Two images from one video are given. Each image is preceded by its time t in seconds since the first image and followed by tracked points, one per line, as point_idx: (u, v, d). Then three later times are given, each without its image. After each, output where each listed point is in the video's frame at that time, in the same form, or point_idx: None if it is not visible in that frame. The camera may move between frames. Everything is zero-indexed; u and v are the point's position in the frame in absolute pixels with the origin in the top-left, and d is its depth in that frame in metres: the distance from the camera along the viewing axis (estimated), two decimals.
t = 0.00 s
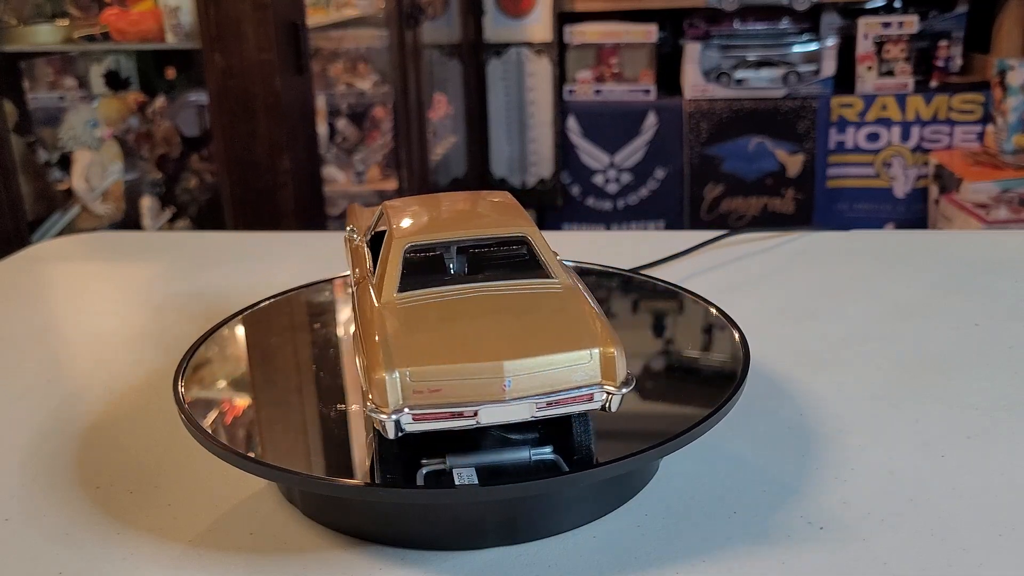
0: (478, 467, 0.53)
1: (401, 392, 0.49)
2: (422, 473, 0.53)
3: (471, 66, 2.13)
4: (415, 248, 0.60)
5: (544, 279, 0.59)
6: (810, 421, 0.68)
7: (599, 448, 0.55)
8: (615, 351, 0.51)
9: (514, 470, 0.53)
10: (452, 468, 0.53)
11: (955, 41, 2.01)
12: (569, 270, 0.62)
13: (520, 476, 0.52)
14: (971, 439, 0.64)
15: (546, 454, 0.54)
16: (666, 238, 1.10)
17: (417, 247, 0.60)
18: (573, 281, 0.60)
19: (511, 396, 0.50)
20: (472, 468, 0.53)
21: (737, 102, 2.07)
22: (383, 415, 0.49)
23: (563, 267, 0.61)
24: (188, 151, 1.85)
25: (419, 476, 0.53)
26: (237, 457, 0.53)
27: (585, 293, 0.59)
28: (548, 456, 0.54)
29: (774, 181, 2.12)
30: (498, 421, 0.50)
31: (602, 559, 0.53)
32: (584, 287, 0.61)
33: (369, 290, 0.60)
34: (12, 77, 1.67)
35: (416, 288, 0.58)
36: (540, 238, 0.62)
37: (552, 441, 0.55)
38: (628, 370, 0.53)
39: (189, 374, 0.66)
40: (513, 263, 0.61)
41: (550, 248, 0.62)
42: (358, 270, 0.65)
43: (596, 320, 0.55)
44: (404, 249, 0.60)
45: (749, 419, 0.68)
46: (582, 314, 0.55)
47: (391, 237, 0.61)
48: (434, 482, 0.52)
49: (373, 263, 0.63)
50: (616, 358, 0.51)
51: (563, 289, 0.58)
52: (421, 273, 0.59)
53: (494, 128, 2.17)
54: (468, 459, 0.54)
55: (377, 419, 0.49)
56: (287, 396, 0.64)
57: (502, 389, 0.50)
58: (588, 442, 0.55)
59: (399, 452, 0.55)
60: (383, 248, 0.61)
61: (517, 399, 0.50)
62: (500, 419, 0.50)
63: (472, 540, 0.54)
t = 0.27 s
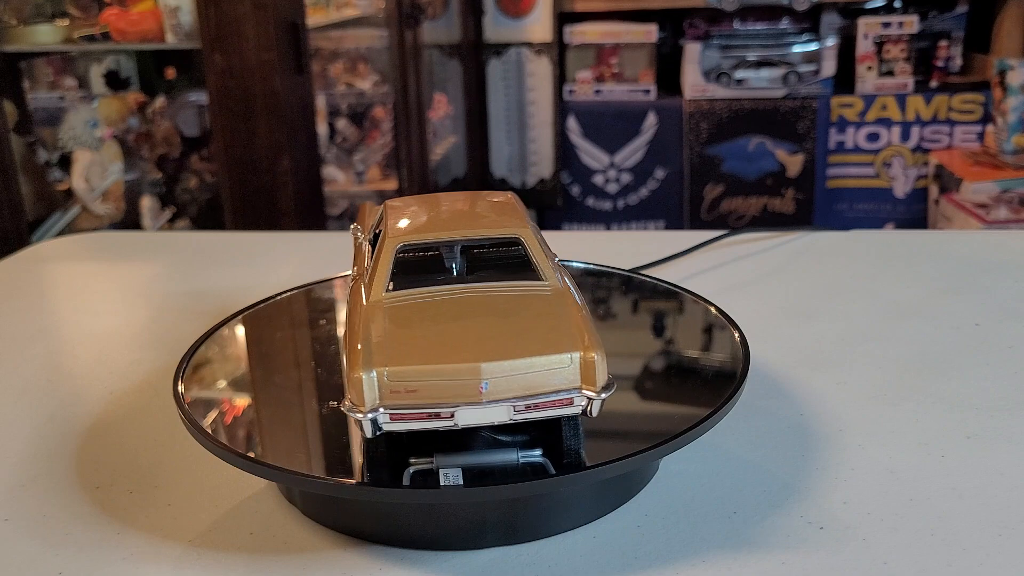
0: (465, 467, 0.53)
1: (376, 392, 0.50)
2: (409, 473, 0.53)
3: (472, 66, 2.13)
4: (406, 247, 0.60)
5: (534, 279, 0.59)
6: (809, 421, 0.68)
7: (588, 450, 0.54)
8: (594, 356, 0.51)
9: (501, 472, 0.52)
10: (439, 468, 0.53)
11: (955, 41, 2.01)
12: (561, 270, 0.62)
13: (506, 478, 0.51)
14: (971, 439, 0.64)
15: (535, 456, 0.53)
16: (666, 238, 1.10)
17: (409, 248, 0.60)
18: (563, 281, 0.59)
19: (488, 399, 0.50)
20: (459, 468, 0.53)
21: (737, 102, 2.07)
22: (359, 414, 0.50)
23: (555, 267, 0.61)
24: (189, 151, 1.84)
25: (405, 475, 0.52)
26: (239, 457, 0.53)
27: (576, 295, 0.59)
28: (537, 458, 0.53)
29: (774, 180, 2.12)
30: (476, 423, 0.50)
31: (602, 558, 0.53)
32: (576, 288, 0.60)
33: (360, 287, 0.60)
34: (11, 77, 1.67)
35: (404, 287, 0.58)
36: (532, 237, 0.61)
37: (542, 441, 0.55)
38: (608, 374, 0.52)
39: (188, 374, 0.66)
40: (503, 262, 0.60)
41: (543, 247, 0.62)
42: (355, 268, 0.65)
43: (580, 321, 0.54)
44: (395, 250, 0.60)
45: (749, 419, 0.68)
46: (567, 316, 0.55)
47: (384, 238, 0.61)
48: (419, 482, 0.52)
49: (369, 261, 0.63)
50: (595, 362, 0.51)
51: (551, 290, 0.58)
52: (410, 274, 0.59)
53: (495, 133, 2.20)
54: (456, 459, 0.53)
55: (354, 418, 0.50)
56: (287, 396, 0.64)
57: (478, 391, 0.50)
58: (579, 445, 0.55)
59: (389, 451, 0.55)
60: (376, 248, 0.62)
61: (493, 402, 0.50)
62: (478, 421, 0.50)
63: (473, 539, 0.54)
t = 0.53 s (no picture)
0: (452, 467, 0.52)
1: (351, 390, 0.50)
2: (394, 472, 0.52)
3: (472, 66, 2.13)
4: (398, 247, 0.60)
5: (523, 281, 0.59)
6: (810, 421, 0.68)
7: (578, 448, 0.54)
8: (571, 360, 0.50)
9: (487, 473, 0.52)
10: (426, 468, 0.53)
11: (955, 41, 2.01)
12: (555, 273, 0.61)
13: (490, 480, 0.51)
14: (971, 439, 0.64)
15: (522, 459, 0.53)
16: (666, 238, 1.10)
17: (403, 248, 0.60)
18: (553, 284, 0.59)
19: (462, 400, 0.50)
20: (444, 469, 0.52)
21: (737, 102, 2.07)
22: (334, 412, 0.50)
23: (548, 269, 0.60)
24: (189, 151, 1.85)
25: (392, 473, 0.52)
26: (239, 458, 0.53)
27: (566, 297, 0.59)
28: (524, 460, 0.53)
29: (774, 180, 2.12)
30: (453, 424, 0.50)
31: (602, 559, 0.53)
32: (567, 292, 0.60)
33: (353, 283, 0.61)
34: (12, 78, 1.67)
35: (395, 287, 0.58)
36: (525, 239, 0.61)
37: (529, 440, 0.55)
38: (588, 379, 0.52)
39: (189, 374, 0.66)
40: (496, 263, 0.60)
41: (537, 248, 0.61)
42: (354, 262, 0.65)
43: (564, 324, 0.54)
44: (388, 249, 0.60)
45: (750, 419, 0.68)
46: (550, 319, 0.54)
47: (377, 237, 0.61)
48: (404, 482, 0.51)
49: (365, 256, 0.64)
50: (572, 366, 0.50)
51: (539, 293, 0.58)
52: (407, 276, 0.59)
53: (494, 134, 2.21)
54: (444, 460, 0.53)
55: (330, 416, 0.51)
56: (287, 396, 0.64)
57: (453, 393, 0.50)
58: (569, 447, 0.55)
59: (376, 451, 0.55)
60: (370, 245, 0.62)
61: (468, 403, 0.50)
62: (454, 423, 0.50)
63: (473, 539, 0.54)
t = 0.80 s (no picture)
0: (439, 468, 0.53)
1: (330, 388, 0.51)
2: (382, 471, 0.53)
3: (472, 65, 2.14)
4: (390, 246, 0.60)
5: (513, 284, 0.58)
6: (809, 421, 0.68)
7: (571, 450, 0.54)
8: (549, 364, 0.50)
9: (473, 473, 0.52)
10: (412, 468, 0.53)
11: (955, 41, 2.01)
12: (547, 277, 0.61)
13: (475, 481, 0.51)
14: (971, 439, 0.64)
15: (510, 461, 0.53)
16: (666, 238, 1.10)
17: (395, 248, 0.60)
18: (543, 288, 0.58)
19: (440, 401, 0.50)
20: (431, 469, 0.53)
21: (737, 102, 2.07)
22: (311, 409, 0.51)
23: (540, 272, 0.60)
24: (189, 151, 1.85)
25: (380, 472, 0.52)
26: (239, 458, 0.53)
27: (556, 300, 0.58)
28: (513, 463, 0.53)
29: (774, 180, 2.12)
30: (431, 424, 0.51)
31: (602, 559, 0.53)
32: (559, 295, 0.59)
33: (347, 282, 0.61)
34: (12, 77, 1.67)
35: (386, 288, 0.59)
36: (518, 240, 0.60)
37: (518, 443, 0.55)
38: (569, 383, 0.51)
39: (190, 373, 0.66)
40: (489, 265, 0.60)
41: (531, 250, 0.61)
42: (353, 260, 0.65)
43: (549, 328, 0.54)
44: (380, 248, 0.60)
45: (750, 419, 0.68)
46: (535, 324, 0.54)
47: (371, 236, 0.61)
48: (391, 480, 0.52)
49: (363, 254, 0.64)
50: (551, 370, 0.50)
51: (527, 297, 0.57)
52: (403, 276, 0.59)
53: (495, 134, 2.22)
54: (432, 460, 0.53)
55: (307, 413, 0.51)
56: (287, 396, 0.64)
57: (430, 394, 0.50)
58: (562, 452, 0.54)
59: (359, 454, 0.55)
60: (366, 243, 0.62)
61: (445, 404, 0.50)
62: (432, 423, 0.50)
63: (473, 539, 0.54)
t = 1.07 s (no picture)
0: (427, 468, 0.53)
1: (308, 385, 0.51)
2: (370, 468, 0.53)
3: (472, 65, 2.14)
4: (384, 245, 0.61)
5: (502, 284, 0.58)
6: (809, 421, 0.68)
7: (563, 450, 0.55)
8: (526, 367, 0.49)
9: (459, 473, 0.52)
10: (400, 466, 0.53)
11: (955, 41, 2.01)
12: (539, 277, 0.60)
13: (459, 482, 0.51)
14: (971, 439, 0.64)
15: (498, 462, 0.53)
16: (665, 238, 1.10)
17: (389, 248, 0.61)
18: (532, 288, 0.57)
19: (416, 401, 0.49)
20: (418, 468, 0.53)
21: (737, 102, 2.07)
22: (288, 407, 0.51)
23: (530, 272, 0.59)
24: (189, 151, 1.85)
25: (367, 469, 0.53)
26: (239, 458, 0.53)
27: (544, 299, 0.57)
28: (502, 464, 0.53)
29: (774, 180, 2.12)
30: (408, 425, 0.50)
31: (602, 558, 0.53)
32: (550, 296, 0.58)
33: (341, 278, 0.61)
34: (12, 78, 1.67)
35: (377, 286, 0.59)
36: (510, 241, 0.60)
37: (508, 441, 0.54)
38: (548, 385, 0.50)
39: (189, 373, 0.66)
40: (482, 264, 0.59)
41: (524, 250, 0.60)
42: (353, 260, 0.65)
43: (533, 328, 0.53)
44: (375, 246, 0.60)
45: (750, 419, 0.68)
46: (519, 325, 0.53)
47: (367, 235, 0.62)
48: (383, 480, 0.52)
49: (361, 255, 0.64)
50: (528, 373, 0.49)
51: (515, 297, 0.56)
52: (399, 275, 0.60)
53: (494, 134, 2.22)
54: (421, 459, 0.54)
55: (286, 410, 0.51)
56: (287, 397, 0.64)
57: (406, 394, 0.49)
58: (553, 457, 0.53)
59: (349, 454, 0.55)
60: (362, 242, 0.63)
61: (421, 405, 0.49)
62: (409, 424, 0.50)
63: (473, 540, 0.54)
